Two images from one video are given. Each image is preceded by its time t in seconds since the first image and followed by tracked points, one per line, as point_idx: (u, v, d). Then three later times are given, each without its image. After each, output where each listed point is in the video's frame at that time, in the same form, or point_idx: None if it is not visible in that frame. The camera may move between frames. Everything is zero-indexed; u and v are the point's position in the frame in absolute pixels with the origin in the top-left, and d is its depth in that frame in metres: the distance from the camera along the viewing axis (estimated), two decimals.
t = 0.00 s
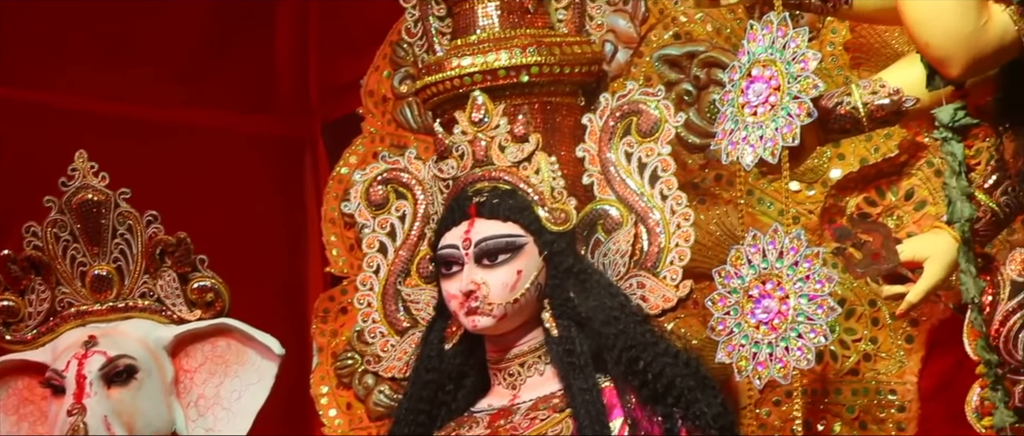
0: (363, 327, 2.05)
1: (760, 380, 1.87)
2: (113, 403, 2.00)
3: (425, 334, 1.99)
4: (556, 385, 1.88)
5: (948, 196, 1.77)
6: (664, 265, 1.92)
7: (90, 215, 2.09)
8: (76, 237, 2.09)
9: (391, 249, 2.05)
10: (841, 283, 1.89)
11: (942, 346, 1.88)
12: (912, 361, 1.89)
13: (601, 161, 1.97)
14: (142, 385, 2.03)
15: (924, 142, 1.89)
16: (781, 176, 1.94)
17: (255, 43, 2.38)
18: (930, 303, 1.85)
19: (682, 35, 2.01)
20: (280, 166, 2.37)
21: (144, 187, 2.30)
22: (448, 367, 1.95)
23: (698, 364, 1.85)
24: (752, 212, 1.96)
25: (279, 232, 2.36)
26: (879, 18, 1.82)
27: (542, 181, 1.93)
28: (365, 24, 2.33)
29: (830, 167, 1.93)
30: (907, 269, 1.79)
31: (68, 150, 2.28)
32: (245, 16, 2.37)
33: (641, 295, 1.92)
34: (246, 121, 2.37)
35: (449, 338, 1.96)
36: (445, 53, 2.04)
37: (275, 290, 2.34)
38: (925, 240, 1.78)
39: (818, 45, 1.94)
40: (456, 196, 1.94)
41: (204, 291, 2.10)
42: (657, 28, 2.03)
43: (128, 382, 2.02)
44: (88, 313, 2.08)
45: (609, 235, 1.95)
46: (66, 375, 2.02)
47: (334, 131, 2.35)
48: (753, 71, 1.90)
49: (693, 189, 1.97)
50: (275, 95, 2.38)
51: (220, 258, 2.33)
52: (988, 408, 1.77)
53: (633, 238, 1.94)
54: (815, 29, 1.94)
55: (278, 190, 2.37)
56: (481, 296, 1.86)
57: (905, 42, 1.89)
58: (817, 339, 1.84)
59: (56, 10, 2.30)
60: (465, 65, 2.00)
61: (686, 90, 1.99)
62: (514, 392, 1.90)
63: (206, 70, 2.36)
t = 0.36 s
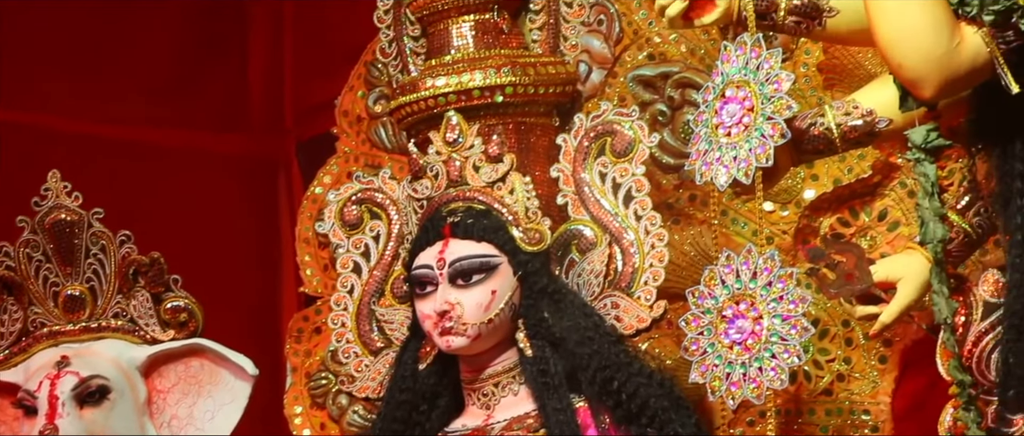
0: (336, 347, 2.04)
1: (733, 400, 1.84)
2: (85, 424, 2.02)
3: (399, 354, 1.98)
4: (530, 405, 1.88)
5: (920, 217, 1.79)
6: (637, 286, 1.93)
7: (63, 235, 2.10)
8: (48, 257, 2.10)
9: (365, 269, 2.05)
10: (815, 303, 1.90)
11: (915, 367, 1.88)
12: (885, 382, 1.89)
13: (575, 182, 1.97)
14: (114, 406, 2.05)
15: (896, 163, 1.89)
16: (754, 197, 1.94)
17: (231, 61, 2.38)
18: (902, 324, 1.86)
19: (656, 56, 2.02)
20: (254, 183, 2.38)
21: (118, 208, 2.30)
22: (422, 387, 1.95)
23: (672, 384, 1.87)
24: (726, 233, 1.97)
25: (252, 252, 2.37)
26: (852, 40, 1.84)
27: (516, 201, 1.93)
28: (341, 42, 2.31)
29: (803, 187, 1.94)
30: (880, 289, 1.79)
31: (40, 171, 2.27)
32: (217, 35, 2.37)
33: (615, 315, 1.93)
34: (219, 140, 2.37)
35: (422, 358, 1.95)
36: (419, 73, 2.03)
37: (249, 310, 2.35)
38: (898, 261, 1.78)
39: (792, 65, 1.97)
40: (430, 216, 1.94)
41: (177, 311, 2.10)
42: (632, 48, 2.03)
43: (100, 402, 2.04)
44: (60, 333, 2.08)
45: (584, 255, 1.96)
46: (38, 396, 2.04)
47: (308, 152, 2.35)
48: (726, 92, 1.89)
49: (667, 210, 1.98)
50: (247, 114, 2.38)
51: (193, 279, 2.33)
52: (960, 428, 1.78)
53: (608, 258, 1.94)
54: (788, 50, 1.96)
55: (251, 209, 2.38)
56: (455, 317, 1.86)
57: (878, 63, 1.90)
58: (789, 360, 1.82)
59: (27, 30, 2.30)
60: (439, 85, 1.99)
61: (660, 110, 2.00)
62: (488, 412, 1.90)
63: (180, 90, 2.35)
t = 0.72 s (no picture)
0: (315, 362, 2.04)
1: (712, 415, 1.85)
2: None
3: (378, 369, 1.98)
4: (509, 420, 1.88)
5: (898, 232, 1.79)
6: (616, 301, 1.93)
7: (40, 250, 2.10)
8: (26, 272, 2.10)
9: (344, 284, 2.04)
10: (794, 318, 1.91)
11: (894, 381, 1.88)
12: (863, 397, 1.90)
13: (554, 196, 1.98)
14: (91, 421, 2.07)
15: (874, 179, 1.89)
16: (733, 211, 1.93)
17: (211, 74, 2.38)
18: (880, 338, 1.85)
19: (635, 70, 2.02)
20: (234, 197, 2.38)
21: (95, 223, 2.29)
22: (401, 402, 1.94)
23: (651, 400, 1.87)
24: (705, 247, 1.96)
25: (231, 267, 2.37)
26: (828, 55, 1.83)
27: (495, 216, 1.92)
28: (319, 57, 2.30)
29: (782, 202, 1.94)
30: (858, 305, 1.78)
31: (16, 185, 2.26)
32: (196, 49, 2.37)
33: (594, 330, 1.94)
34: (199, 154, 2.37)
35: (402, 373, 1.95)
36: (399, 88, 2.04)
37: (229, 323, 2.36)
38: (875, 276, 1.77)
39: (771, 80, 1.98)
40: (410, 230, 1.94)
41: (155, 327, 2.12)
42: (610, 63, 2.03)
43: (77, 418, 2.06)
44: (37, 348, 2.09)
45: (563, 270, 1.96)
46: (15, 411, 2.05)
47: (286, 167, 2.34)
48: (706, 107, 1.90)
49: (646, 224, 1.98)
50: (227, 128, 2.38)
51: (171, 295, 2.32)
52: None
53: (586, 273, 1.95)
54: (766, 66, 1.95)
55: (230, 224, 2.38)
56: (434, 331, 1.86)
57: (855, 78, 1.91)
58: (768, 375, 1.82)
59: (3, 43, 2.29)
60: (418, 100, 1.99)
61: (639, 125, 2.00)
62: (467, 427, 1.90)
63: (159, 105, 2.35)
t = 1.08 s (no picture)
0: (289, 388, 2.04)
1: None
2: None
3: (351, 395, 1.97)
4: None
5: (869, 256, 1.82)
6: (590, 326, 1.93)
7: (12, 277, 2.08)
8: None
9: (317, 310, 2.04)
10: (767, 343, 1.92)
11: (867, 406, 1.89)
12: (836, 421, 1.90)
13: (528, 222, 1.98)
14: None
15: (846, 203, 1.89)
16: (705, 236, 1.93)
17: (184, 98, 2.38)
18: (852, 363, 1.85)
19: (608, 95, 2.01)
20: (208, 222, 2.40)
21: (67, 251, 2.29)
22: (375, 428, 1.94)
23: (625, 425, 1.85)
24: (678, 272, 1.96)
25: (204, 293, 2.38)
26: (800, 79, 1.82)
27: (468, 241, 1.93)
28: (293, 83, 2.30)
29: (755, 227, 1.95)
30: (830, 329, 1.79)
31: None
32: (169, 75, 2.36)
33: (568, 355, 1.94)
34: (172, 180, 2.38)
35: (375, 399, 1.95)
36: (372, 113, 2.03)
37: (203, 349, 2.36)
38: (848, 301, 1.78)
39: (743, 105, 1.99)
40: (383, 256, 1.93)
41: (127, 353, 2.15)
42: (583, 88, 2.02)
43: None
44: (9, 376, 2.07)
45: (536, 295, 1.97)
46: None
47: (260, 192, 2.37)
48: (677, 132, 1.90)
49: (620, 249, 1.98)
50: (199, 154, 2.39)
51: (144, 322, 2.33)
52: None
53: (560, 299, 1.95)
54: (738, 91, 1.97)
55: (202, 250, 2.39)
56: (407, 357, 1.85)
57: (827, 103, 1.91)
58: (741, 399, 1.82)
59: None
60: (391, 126, 1.99)
61: (612, 151, 2.00)
62: None
63: (132, 131, 2.34)
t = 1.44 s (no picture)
0: (265, 405, 2.03)
1: None
2: None
3: (327, 411, 1.97)
4: None
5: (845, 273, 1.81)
6: (567, 342, 1.93)
7: None
8: None
9: (294, 326, 2.03)
10: (744, 358, 1.92)
11: (844, 420, 1.89)
12: None
13: (505, 238, 1.97)
14: None
15: (823, 219, 1.90)
16: (683, 251, 1.94)
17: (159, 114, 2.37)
18: (829, 378, 1.86)
19: (585, 112, 2.03)
20: (184, 239, 2.38)
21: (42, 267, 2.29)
22: None
23: None
24: (655, 288, 1.97)
25: (180, 311, 2.37)
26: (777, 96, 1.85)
27: (445, 257, 1.93)
28: (271, 99, 2.32)
29: (732, 242, 1.95)
30: (807, 345, 1.78)
31: None
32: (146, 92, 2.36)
33: (545, 371, 1.93)
34: (147, 196, 2.37)
35: (352, 415, 1.95)
36: (349, 129, 2.03)
37: (179, 366, 2.35)
38: (825, 317, 1.77)
39: (719, 121, 1.99)
40: (360, 272, 1.93)
41: (103, 370, 2.13)
42: (561, 104, 2.03)
43: None
44: None
45: (513, 312, 1.96)
46: None
47: (236, 208, 2.36)
48: (654, 148, 1.90)
49: (597, 265, 1.98)
50: (176, 170, 2.38)
51: (119, 339, 2.32)
52: None
53: (537, 315, 1.94)
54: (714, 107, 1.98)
55: (178, 267, 2.38)
56: (384, 374, 1.86)
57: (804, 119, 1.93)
58: (717, 415, 1.82)
59: None
60: (368, 142, 1.99)
61: (589, 167, 2.01)
62: None
63: (109, 147, 2.34)
